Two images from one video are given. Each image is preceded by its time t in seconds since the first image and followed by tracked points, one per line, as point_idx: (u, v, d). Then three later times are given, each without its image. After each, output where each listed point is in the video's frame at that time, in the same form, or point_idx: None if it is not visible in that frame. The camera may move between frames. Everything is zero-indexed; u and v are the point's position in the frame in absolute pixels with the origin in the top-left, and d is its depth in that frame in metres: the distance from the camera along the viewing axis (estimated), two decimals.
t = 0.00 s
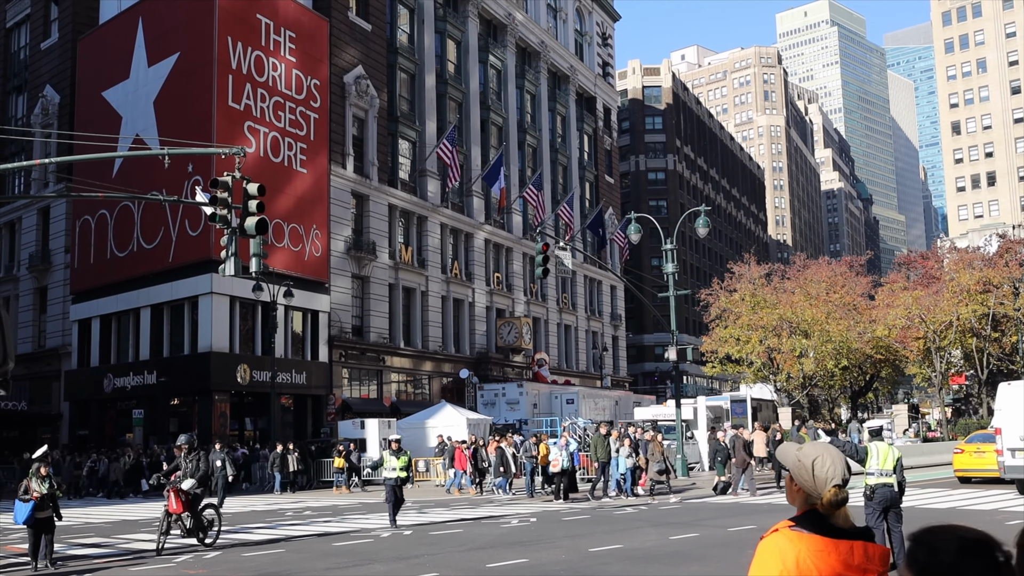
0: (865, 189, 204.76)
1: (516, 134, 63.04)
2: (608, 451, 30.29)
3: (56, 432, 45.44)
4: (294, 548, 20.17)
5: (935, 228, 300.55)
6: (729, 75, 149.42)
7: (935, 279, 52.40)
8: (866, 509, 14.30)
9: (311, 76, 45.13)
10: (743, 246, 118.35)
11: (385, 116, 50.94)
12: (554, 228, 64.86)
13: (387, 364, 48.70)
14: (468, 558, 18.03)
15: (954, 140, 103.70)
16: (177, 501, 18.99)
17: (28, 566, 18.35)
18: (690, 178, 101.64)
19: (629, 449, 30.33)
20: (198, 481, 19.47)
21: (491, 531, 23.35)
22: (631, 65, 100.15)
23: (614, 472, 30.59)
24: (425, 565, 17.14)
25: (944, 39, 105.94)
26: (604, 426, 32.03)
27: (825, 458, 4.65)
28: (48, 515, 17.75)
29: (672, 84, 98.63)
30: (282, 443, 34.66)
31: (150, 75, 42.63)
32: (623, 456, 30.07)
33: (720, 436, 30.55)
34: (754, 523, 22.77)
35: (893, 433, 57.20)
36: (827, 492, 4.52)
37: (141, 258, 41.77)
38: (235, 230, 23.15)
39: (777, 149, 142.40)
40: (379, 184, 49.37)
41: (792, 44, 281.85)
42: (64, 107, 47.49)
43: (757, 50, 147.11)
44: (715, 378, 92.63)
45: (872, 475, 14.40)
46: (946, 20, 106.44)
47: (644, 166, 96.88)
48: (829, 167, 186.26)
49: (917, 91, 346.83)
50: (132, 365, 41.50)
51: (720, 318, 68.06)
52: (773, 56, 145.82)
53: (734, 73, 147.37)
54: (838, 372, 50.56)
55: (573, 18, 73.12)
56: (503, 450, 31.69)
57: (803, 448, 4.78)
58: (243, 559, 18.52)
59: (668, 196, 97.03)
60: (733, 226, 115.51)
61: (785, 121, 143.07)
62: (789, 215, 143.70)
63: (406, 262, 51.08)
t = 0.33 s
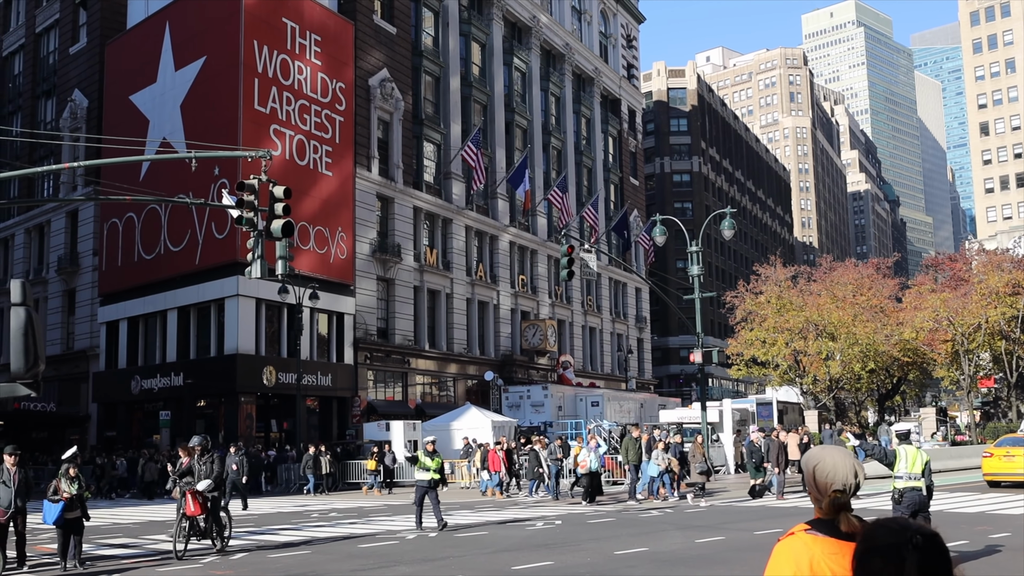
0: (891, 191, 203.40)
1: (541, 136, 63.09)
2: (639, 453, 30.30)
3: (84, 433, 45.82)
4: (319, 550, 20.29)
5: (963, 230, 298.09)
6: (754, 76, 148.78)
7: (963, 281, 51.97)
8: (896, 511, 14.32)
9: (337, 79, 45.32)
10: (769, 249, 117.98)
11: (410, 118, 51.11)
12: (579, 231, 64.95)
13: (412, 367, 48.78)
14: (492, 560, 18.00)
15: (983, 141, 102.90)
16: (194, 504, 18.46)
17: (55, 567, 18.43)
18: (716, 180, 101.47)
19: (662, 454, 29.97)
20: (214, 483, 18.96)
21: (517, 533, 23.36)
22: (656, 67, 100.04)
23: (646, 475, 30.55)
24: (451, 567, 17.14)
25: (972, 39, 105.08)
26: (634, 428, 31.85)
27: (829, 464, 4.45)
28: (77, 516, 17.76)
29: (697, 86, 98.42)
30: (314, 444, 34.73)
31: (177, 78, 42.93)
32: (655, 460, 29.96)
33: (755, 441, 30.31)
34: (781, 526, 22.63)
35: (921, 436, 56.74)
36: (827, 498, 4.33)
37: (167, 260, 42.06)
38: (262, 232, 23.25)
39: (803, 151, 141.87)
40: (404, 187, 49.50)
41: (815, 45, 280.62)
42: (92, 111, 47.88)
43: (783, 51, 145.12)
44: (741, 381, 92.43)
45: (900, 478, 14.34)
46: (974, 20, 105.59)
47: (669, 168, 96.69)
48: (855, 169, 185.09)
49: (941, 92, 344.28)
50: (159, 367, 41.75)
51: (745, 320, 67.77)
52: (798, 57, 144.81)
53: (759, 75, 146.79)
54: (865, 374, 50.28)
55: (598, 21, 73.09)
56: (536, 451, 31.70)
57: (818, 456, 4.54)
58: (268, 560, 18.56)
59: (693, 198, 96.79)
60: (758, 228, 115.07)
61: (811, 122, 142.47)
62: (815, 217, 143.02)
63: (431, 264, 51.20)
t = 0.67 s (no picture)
0: (918, 193, 201.92)
1: (564, 139, 63.05)
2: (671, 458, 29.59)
3: (111, 436, 46.15)
4: (344, 552, 20.39)
5: (989, 231, 295.47)
6: (779, 78, 148.04)
7: (991, 283, 51.40)
8: (921, 514, 14.19)
9: (361, 84, 45.50)
10: (794, 251, 117.42)
11: (434, 122, 51.21)
12: (602, 234, 65.04)
13: (436, 370, 48.82)
14: (518, 563, 18.01)
15: (1010, 143, 101.96)
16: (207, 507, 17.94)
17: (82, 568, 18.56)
18: (740, 183, 101.12)
19: (698, 457, 29.80)
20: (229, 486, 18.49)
21: (542, 537, 23.32)
22: (679, 70, 99.82)
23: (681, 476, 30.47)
24: (475, 570, 17.11)
25: (999, 40, 104.05)
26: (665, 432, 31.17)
27: (828, 472, 4.62)
28: (104, 518, 17.62)
29: (720, 88, 98.15)
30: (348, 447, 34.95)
31: (202, 83, 43.18)
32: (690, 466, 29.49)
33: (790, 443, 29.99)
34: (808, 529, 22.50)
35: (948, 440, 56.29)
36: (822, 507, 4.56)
37: (193, 264, 42.33)
38: (286, 236, 23.33)
39: (828, 153, 141.12)
40: (427, 191, 49.60)
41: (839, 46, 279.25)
42: (119, 116, 48.25)
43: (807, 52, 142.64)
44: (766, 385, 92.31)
45: (926, 482, 14.24)
46: (1001, 20, 104.58)
47: (693, 171, 96.37)
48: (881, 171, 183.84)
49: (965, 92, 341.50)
50: (184, 371, 42.00)
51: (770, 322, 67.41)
52: (823, 58, 143.13)
53: (783, 76, 146.09)
54: (891, 378, 49.98)
55: (622, 23, 72.98)
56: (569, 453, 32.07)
57: (816, 464, 4.70)
58: (294, 562, 18.61)
59: (717, 201, 96.43)
60: (783, 231, 114.58)
61: (836, 124, 141.69)
62: (840, 220, 142.18)
63: (455, 268, 51.28)
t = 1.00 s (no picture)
0: (939, 196, 200.63)
1: (583, 143, 62.97)
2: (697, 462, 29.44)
3: (132, 440, 46.37)
4: (365, 556, 20.47)
5: (1011, 234, 293.20)
6: (799, 81, 147.60)
7: (1015, 287, 50.84)
8: (942, 519, 13.65)
9: (380, 88, 45.63)
10: (813, 255, 116.92)
11: (453, 127, 51.30)
12: (621, 238, 65.04)
13: (455, 374, 48.91)
14: (538, 568, 17.96)
15: None
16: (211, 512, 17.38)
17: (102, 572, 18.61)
18: (759, 186, 100.84)
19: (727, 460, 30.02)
20: (234, 492, 17.90)
21: (562, 541, 23.29)
22: (699, 73, 99.70)
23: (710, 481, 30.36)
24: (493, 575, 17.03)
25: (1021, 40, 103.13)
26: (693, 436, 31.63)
27: (755, 480, 5.04)
28: (127, 522, 17.17)
29: (740, 91, 97.94)
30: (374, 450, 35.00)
31: (223, 89, 43.39)
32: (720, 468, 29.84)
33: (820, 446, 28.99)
34: (830, 534, 22.40)
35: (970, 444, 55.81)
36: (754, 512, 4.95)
37: (213, 269, 42.54)
38: (306, 240, 23.33)
39: (848, 156, 140.48)
40: (446, 195, 49.67)
41: (858, 48, 278.25)
42: (140, 122, 48.56)
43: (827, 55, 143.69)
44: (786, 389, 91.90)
45: (948, 487, 13.73)
46: None
47: (712, 174, 96.10)
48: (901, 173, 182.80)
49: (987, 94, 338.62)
50: (204, 375, 42.17)
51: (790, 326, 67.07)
52: (843, 61, 142.83)
53: (803, 79, 145.63)
54: (913, 381, 49.66)
55: (641, 27, 72.95)
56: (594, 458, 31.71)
57: (747, 474, 5.09)
58: (314, 567, 18.63)
59: (737, 204, 96.17)
60: (803, 234, 114.12)
61: (855, 127, 141.12)
62: (861, 223, 141.41)
63: (474, 272, 51.32)
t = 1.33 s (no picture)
0: (956, 194, 199.55)
1: (598, 144, 62.94)
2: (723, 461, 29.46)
3: (150, 442, 46.61)
4: (382, 558, 20.51)
5: None
6: (814, 80, 147.16)
7: None
8: (963, 523, 13.40)
9: (395, 90, 45.72)
10: (830, 254, 116.47)
11: (468, 128, 51.37)
12: (637, 238, 64.99)
13: (471, 375, 49.02)
14: (556, 568, 17.80)
15: None
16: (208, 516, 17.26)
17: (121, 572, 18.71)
18: (776, 186, 100.61)
19: (755, 461, 29.74)
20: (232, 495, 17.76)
21: (580, 542, 23.24)
22: (714, 73, 99.55)
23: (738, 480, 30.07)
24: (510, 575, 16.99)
25: None
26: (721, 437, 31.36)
27: (678, 479, 5.67)
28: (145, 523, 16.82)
29: (755, 90, 97.73)
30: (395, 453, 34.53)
31: (238, 91, 43.56)
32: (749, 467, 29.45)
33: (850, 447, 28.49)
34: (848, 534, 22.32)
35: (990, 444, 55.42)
36: (675, 504, 5.58)
37: (230, 271, 42.72)
38: (322, 241, 23.33)
39: (864, 155, 139.95)
40: (462, 197, 49.75)
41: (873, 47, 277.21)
42: (157, 125, 48.82)
43: (843, 53, 143.23)
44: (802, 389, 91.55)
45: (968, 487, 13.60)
46: None
47: (728, 174, 95.91)
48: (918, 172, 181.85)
49: (1005, 92, 336.44)
50: (221, 377, 42.34)
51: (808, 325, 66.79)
52: (858, 59, 142.40)
53: (818, 78, 145.22)
54: (930, 381, 49.39)
55: (655, 27, 72.84)
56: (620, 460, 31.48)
57: (673, 476, 5.70)
58: (331, 568, 18.64)
59: (753, 204, 95.93)
60: (820, 233, 113.76)
61: (872, 125, 140.62)
62: (878, 222, 140.69)
63: (490, 273, 51.40)
